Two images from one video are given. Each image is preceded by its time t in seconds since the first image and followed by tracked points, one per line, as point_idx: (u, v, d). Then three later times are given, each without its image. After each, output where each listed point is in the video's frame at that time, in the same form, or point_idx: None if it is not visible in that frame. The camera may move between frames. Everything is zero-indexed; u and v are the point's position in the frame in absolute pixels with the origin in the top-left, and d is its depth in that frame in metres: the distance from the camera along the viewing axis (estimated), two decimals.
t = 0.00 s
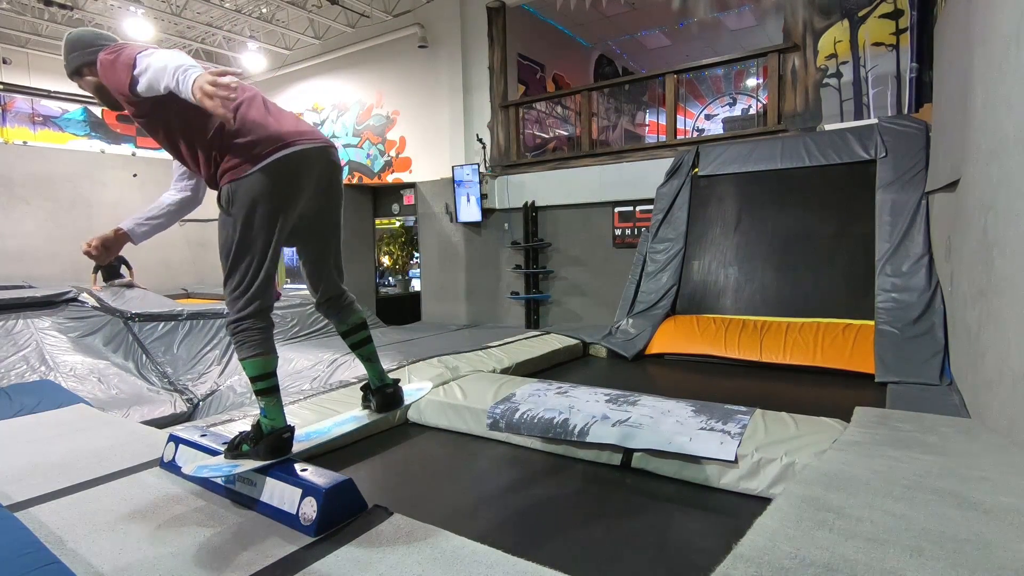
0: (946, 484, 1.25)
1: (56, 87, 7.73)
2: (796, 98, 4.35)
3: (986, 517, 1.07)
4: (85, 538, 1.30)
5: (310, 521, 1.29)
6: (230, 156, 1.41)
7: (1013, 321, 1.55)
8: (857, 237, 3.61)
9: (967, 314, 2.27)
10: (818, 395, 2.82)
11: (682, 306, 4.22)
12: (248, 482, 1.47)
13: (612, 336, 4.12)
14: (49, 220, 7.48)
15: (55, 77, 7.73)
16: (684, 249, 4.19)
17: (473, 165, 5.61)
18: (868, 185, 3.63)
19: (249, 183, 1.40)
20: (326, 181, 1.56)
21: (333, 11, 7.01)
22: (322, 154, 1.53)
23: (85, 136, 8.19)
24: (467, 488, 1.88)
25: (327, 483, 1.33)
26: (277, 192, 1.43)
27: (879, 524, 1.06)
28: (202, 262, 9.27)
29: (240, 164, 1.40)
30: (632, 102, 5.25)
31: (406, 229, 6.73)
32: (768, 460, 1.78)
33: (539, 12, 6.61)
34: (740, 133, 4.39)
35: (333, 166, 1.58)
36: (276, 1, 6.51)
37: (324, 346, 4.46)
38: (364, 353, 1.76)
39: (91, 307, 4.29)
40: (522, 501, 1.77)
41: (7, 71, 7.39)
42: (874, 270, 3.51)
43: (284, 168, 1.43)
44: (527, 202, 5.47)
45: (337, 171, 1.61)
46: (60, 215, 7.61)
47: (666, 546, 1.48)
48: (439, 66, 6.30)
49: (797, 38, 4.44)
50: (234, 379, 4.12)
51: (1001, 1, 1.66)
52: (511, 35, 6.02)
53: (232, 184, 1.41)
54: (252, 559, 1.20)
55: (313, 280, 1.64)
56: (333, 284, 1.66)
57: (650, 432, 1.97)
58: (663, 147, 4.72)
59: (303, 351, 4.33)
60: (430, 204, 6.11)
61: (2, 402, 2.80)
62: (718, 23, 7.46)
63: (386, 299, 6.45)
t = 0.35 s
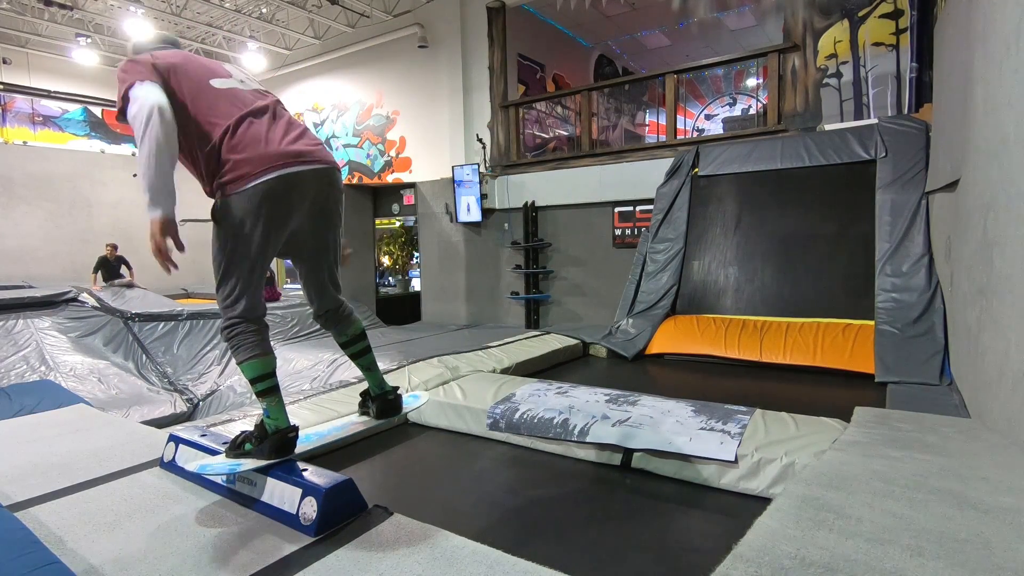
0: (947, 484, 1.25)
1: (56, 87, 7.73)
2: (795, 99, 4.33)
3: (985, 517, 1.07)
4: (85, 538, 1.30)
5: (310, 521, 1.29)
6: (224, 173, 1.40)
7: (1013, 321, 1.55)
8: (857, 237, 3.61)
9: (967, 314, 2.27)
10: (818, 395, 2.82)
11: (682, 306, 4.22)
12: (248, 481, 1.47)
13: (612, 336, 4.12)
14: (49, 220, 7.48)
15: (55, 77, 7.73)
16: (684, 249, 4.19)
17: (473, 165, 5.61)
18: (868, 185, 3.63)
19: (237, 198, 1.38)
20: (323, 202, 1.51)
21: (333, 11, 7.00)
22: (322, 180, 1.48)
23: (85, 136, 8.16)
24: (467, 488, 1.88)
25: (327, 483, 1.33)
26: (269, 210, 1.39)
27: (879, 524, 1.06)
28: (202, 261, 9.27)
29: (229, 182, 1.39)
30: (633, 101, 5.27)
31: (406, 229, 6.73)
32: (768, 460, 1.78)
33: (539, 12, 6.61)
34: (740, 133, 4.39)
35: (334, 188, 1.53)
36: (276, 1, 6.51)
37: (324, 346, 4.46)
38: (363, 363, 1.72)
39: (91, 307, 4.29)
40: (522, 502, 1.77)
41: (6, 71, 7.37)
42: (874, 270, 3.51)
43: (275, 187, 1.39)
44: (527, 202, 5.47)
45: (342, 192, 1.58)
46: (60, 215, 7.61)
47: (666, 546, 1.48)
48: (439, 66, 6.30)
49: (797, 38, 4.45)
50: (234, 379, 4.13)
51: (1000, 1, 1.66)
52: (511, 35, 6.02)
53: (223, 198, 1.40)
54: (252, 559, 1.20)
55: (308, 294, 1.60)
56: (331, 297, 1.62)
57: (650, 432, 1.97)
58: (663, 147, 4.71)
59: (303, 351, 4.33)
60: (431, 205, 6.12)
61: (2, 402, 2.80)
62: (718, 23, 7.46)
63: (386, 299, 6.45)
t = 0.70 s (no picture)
0: (947, 484, 1.25)
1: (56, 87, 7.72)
2: (796, 98, 4.34)
3: (985, 517, 1.07)
4: (85, 538, 1.30)
5: (310, 520, 1.29)
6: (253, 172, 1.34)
7: (1013, 321, 1.55)
8: (857, 237, 3.61)
9: (967, 313, 2.27)
10: (818, 395, 2.82)
11: (682, 306, 4.22)
12: (248, 481, 1.47)
13: (612, 336, 4.13)
14: (49, 220, 7.48)
15: (55, 77, 7.73)
16: (684, 249, 4.18)
17: (473, 165, 5.54)
18: (868, 185, 3.63)
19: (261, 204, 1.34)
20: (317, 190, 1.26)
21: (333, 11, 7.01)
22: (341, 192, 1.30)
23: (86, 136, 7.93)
24: (467, 488, 1.88)
25: (327, 483, 1.33)
26: (281, 227, 1.28)
27: (879, 524, 1.06)
28: (202, 261, 9.28)
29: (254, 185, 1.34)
30: (632, 102, 5.26)
31: (406, 229, 6.73)
32: (767, 460, 1.79)
33: (538, 12, 6.61)
34: (740, 133, 4.39)
35: (331, 175, 1.27)
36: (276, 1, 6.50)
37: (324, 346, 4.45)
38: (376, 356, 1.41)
39: (91, 307, 4.29)
40: (522, 502, 1.77)
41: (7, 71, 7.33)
42: (874, 270, 3.52)
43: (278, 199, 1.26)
44: (527, 202, 5.47)
45: (349, 176, 1.30)
46: (60, 215, 7.61)
47: (666, 546, 1.48)
48: (439, 66, 6.30)
49: (797, 38, 4.45)
50: (234, 379, 4.13)
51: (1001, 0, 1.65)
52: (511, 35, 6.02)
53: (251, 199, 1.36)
54: (251, 559, 1.20)
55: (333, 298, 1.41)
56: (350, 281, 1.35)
57: (650, 432, 1.97)
58: (663, 147, 4.71)
59: (303, 351, 4.33)
60: (430, 205, 6.09)
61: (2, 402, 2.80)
62: (718, 23, 7.46)
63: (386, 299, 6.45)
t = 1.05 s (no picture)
0: (946, 483, 1.25)
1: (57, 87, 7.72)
2: (796, 97, 4.37)
3: (986, 517, 1.07)
4: (84, 538, 1.30)
5: (310, 520, 1.29)
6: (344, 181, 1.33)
7: (1014, 321, 1.54)
8: (856, 237, 3.61)
9: (967, 313, 2.27)
10: (818, 395, 2.82)
11: (682, 306, 4.22)
12: (247, 480, 1.47)
13: (612, 336, 4.13)
14: (49, 220, 7.49)
15: (55, 77, 7.72)
16: (684, 249, 4.19)
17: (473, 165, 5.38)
18: (868, 185, 3.63)
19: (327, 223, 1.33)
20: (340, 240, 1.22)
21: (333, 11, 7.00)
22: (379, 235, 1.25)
23: (85, 136, 7.99)
24: (467, 489, 1.88)
25: (327, 482, 1.33)
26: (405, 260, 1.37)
27: (879, 524, 1.06)
28: (202, 261, 9.28)
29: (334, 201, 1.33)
30: (633, 102, 5.34)
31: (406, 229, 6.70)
32: (767, 460, 1.79)
33: (538, 12, 6.60)
34: (740, 133, 4.39)
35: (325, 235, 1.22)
36: (276, 1, 6.50)
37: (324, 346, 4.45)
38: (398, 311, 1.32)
39: (91, 307, 4.29)
40: (522, 501, 1.77)
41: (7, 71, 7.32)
42: (874, 270, 3.52)
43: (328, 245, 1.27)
44: (527, 202, 5.48)
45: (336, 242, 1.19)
46: (60, 215, 7.62)
47: (666, 546, 1.48)
48: (439, 66, 6.29)
49: (796, 38, 4.45)
50: (234, 379, 4.13)
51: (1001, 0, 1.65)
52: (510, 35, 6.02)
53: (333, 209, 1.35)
54: (251, 558, 1.20)
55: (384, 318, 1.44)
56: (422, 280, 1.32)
57: (650, 432, 1.96)
58: (663, 147, 4.70)
59: (303, 351, 4.33)
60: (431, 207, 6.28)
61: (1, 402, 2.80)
62: (718, 23, 7.45)
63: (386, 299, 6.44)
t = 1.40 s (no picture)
0: (946, 483, 1.25)
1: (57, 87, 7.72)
2: (796, 99, 4.34)
3: (985, 517, 1.07)
4: (84, 537, 1.30)
5: (310, 519, 1.29)
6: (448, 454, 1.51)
7: (1014, 321, 1.55)
8: (856, 236, 3.61)
9: (967, 313, 2.27)
10: (818, 395, 2.82)
11: (682, 306, 4.22)
12: (248, 480, 1.47)
13: (612, 337, 4.13)
14: (49, 220, 7.49)
15: (55, 77, 7.72)
16: (684, 249, 4.19)
17: (473, 165, 5.51)
18: (868, 185, 3.63)
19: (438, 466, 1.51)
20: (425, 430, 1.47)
21: (333, 11, 6.99)
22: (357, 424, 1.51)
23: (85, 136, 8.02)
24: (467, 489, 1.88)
25: (327, 482, 1.33)
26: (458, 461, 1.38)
27: (879, 524, 1.06)
28: (202, 261, 9.27)
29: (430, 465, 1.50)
30: (633, 102, 5.27)
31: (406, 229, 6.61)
32: (768, 461, 1.79)
33: (539, 12, 6.60)
34: (740, 133, 4.39)
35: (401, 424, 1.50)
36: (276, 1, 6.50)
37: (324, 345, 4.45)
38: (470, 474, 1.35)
39: (91, 307, 4.29)
40: (522, 502, 1.77)
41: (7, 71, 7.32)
42: (874, 270, 3.52)
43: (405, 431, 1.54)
44: (527, 202, 5.48)
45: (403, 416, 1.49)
46: (60, 215, 7.61)
47: (666, 546, 1.48)
48: (439, 66, 6.29)
49: (796, 38, 4.45)
50: (235, 379, 4.13)
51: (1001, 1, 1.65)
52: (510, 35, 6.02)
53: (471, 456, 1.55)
54: (250, 558, 1.20)
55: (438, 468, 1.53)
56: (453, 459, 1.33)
57: (650, 432, 1.98)
58: (663, 147, 4.70)
59: (303, 351, 4.33)
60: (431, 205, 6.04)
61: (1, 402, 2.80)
62: (718, 23, 7.45)
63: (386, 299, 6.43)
